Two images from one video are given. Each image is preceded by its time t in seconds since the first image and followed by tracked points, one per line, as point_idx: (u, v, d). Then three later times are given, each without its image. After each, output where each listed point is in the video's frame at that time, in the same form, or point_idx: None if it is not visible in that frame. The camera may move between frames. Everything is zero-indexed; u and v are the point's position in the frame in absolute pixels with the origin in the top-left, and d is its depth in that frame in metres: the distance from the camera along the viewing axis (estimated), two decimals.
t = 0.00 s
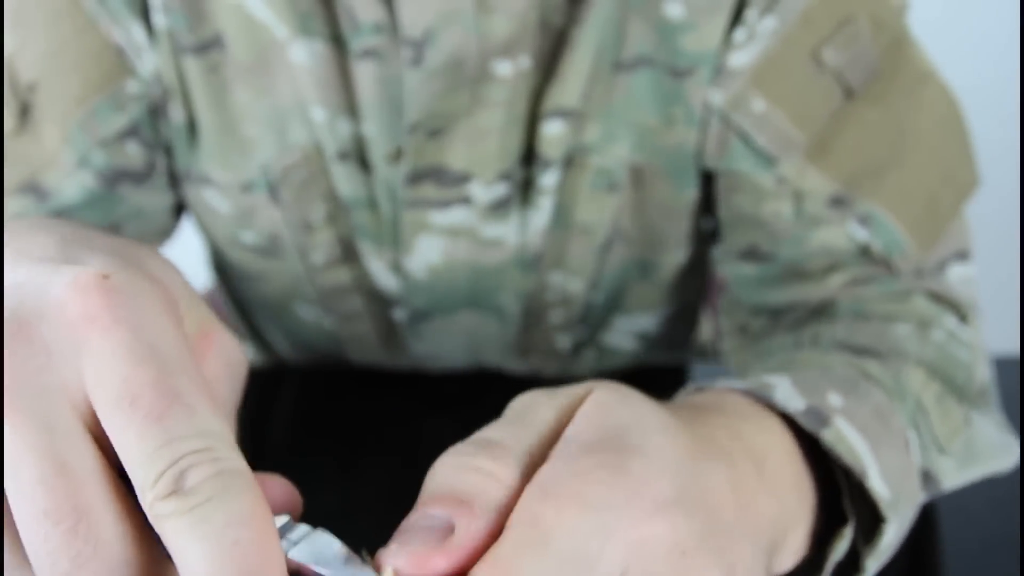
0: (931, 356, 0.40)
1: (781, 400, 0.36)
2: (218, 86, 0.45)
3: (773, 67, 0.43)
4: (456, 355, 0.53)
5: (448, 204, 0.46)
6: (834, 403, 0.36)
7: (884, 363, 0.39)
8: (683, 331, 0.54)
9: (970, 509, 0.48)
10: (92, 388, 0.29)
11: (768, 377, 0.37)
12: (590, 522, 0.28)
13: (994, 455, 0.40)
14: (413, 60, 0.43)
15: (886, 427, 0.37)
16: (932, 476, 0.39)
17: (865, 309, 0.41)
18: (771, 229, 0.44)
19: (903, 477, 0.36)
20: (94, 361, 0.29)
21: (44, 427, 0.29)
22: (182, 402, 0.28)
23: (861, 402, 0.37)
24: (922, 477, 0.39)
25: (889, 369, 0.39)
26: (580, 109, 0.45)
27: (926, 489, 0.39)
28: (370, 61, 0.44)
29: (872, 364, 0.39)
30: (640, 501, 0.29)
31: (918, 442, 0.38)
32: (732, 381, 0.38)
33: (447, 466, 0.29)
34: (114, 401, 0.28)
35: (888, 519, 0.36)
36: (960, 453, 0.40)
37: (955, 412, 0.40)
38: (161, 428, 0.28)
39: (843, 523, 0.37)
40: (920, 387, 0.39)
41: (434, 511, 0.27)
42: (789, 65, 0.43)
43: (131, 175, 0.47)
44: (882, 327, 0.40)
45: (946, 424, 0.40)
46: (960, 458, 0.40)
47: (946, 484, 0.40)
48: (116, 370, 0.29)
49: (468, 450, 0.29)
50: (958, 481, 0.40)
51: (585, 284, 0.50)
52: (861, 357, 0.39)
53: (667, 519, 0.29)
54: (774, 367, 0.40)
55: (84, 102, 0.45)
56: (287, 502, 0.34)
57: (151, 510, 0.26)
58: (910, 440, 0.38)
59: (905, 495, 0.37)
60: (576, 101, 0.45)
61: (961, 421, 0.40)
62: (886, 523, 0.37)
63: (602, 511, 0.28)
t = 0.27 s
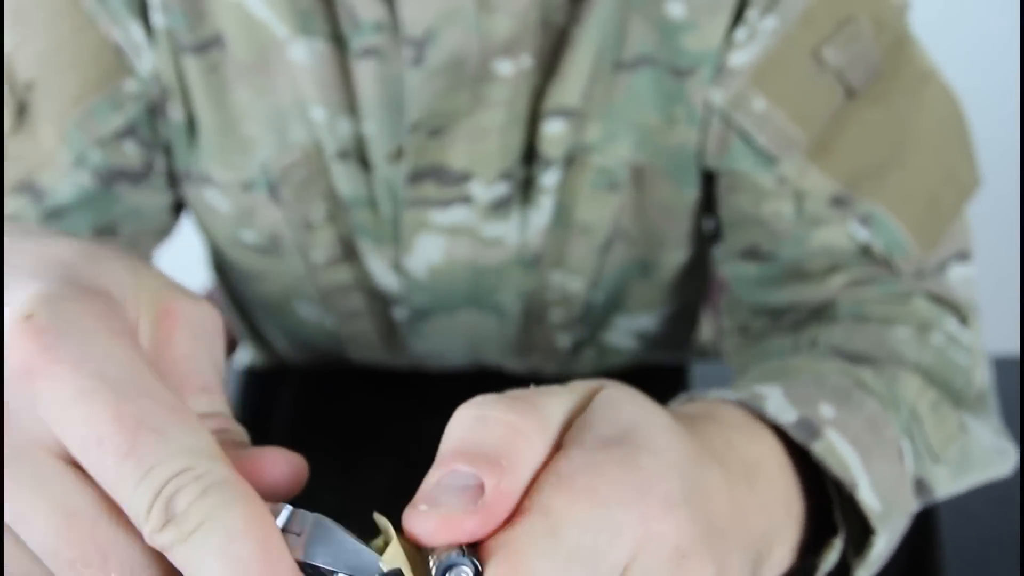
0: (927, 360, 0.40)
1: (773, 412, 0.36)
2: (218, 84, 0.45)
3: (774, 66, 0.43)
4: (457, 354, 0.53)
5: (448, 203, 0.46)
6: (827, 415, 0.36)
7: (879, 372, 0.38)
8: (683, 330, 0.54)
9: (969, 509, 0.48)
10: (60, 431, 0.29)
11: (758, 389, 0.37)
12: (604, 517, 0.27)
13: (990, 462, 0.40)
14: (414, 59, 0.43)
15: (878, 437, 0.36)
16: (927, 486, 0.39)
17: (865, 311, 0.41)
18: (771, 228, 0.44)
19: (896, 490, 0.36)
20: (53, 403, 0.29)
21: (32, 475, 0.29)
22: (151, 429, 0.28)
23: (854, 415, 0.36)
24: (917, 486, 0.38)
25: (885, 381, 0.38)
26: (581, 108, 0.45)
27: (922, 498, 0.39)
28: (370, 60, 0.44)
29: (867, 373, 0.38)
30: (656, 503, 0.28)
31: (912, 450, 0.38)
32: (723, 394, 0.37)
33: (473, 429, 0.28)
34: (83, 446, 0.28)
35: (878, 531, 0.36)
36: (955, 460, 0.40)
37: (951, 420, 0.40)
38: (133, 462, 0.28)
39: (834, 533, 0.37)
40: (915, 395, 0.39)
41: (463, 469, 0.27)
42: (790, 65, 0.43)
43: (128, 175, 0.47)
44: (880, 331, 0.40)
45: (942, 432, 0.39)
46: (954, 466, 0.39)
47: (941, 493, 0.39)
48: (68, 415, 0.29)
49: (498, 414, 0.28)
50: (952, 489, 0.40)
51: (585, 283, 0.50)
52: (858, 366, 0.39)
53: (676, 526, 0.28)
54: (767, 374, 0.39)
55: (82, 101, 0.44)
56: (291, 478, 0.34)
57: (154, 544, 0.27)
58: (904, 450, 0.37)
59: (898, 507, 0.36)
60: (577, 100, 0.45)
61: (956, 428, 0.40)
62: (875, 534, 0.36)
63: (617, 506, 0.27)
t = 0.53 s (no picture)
0: (925, 360, 0.40)
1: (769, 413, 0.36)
2: (217, 83, 0.45)
3: (774, 66, 0.43)
4: (457, 354, 0.53)
5: (449, 202, 0.46)
6: (823, 416, 0.36)
7: (876, 374, 0.39)
8: (683, 329, 0.55)
9: (968, 509, 0.48)
10: (36, 481, 0.29)
11: (755, 390, 0.37)
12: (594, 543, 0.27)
13: (988, 463, 0.40)
14: (415, 58, 0.43)
15: (876, 439, 0.36)
16: (925, 488, 0.39)
17: (863, 311, 0.41)
18: (769, 227, 0.44)
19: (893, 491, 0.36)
20: (21, 453, 0.29)
21: (22, 521, 0.30)
22: (113, 462, 0.28)
23: (851, 416, 0.36)
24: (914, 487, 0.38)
25: (880, 380, 0.38)
26: (582, 107, 0.45)
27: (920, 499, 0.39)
28: (370, 60, 0.44)
29: (864, 374, 0.38)
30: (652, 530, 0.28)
31: (909, 450, 0.38)
32: (718, 394, 0.37)
33: (483, 422, 0.27)
34: (59, 490, 0.29)
35: (875, 534, 0.36)
36: (952, 461, 0.39)
37: (947, 419, 0.40)
38: (107, 500, 0.27)
39: (832, 535, 0.37)
40: (913, 396, 0.39)
41: (471, 466, 0.26)
42: (789, 64, 0.43)
43: (126, 175, 0.47)
44: (878, 331, 0.40)
45: (940, 433, 0.39)
46: (952, 467, 0.39)
47: (938, 493, 0.39)
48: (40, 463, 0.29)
49: (510, 417, 0.28)
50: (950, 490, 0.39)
51: (585, 283, 0.50)
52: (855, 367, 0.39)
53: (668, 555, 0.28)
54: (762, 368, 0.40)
55: (80, 100, 0.44)
56: (278, 474, 0.34)
57: (145, 575, 0.26)
58: (901, 451, 0.37)
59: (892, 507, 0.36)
60: (578, 99, 0.45)
61: (953, 429, 0.40)
62: (872, 538, 0.36)
63: (609, 531, 0.27)
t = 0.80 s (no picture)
0: (906, 350, 0.40)
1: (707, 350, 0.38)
2: (216, 86, 0.45)
3: (771, 68, 0.43)
4: (457, 355, 0.52)
5: (448, 205, 0.46)
6: (761, 361, 0.38)
7: (833, 338, 0.40)
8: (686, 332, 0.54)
9: (971, 510, 0.46)
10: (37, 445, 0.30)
11: (697, 336, 0.40)
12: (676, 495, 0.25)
13: (947, 438, 0.40)
14: (412, 60, 0.43)
15: (815, 388, 0.38)
16: (876, 453, 0.39)
17: (853, 305, 0.41)
18: (763, 230, 0.44)
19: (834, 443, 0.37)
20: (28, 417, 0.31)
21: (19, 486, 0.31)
22: (120, 439, 0.28)
23: (794, 364, 0.38)
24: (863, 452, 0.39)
25: (835, 343, 0.40)
26: (581, 110, 0.45)
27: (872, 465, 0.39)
28: (369, 62, 0.44)
29: (820, 336, 0.40)
30: (727, 485, 0.26)
31: (857, 414, 0.39)
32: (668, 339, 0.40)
33: (524, 371, 0.27)
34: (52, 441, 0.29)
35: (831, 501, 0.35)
36: (909, 430, 0.40)
37: (911, 396, 0.40)
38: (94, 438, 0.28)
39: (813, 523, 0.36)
40: (872, 365, 0.39)
41: (530, 418, 0.24)
42: (786, 66, 0.43)
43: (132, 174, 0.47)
44: (862, 321, 0.40)
45: (900, 403, 0.40)
46: (908, 435, 0.39)
47: (892, 458, 0.39)
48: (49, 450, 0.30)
49: (552, 375, 0.27)
50: (905, 458, 0.39)
51: (585, 285, 0.50)
52: (810, 329, 0.41)
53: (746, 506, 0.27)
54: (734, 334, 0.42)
55: (83, 102, 0.45)
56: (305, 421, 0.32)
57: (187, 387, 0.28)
58: (848, 411, 0.38)
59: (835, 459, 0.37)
60: (576, 101, 0.45)
61: (914, 403, 0.40)
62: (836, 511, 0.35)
63: (688, 485, 0.26)
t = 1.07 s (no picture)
0: (905, 351, 0.39)
1: (705, 357, 0.37)
2: (217, 85, 0.46)
3: (770, 68, 0.43)
4: (457, 355, 0.52)
5: (447, 204, 0.46)
6: (760, 366, 0.37)
7: (831, 341, 0.40)
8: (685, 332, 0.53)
9: (971, 510, 0.46)
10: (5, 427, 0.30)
11: (694, 340, 0.39)
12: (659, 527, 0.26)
13: (946, 440, 0.40)
14: (412, 60, 0.43)
15: (814, 393, 0.37)
16: (875, 456, 0.39)
17: (852, 305, 0.41)
18: (762, 230, 0.44)
19: (831, 449, 0.37)
20: None
21: None
22: (84, 429, 0.28)
23: (792, 367, 0.38)
24: (863, 454, 0.39)
25: (835, 346, 0.39)
26: (580, 109, 0.45)
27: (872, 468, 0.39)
28: (369, 62, 0.44)
29: (818, 339, 0.40)
30: (709, 510, 0.27)
31: (857, 417, 0.38)
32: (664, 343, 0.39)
33: (506, 377, 0.27)
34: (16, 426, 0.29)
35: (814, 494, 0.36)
36: (908, 432, 0.39)
37: (908, 398, 0.40)
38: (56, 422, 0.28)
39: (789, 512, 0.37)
40: (871, 367, 0.39)
41: (518, 423, 0.24)
42: (786, 66, 0.43)
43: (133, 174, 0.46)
44: (861, 321, 0.40)
45: (899, 405, 0.39)
46: (906, 437, 0.39)
47: (891, 461, 0.39)
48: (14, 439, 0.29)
49: (535, 387, 0.26)
50: (906, 460, 0.39)
51: (586, 286, 0.49)
52: (810, 332, 0.40)
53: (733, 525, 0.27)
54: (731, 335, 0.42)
55: (84, 101, 0.45)
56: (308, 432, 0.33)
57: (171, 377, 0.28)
58: (847, 415, 0.38)
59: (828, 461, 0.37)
60: (575, 101, 0.45)
61: (914, 405, 0.40)
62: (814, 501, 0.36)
63: (669, 513, 0.26)
